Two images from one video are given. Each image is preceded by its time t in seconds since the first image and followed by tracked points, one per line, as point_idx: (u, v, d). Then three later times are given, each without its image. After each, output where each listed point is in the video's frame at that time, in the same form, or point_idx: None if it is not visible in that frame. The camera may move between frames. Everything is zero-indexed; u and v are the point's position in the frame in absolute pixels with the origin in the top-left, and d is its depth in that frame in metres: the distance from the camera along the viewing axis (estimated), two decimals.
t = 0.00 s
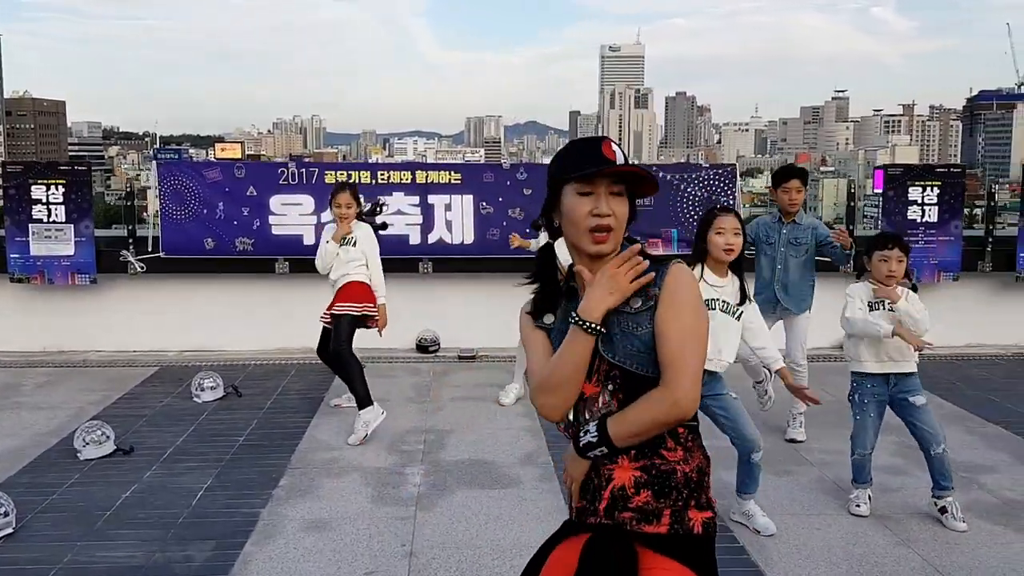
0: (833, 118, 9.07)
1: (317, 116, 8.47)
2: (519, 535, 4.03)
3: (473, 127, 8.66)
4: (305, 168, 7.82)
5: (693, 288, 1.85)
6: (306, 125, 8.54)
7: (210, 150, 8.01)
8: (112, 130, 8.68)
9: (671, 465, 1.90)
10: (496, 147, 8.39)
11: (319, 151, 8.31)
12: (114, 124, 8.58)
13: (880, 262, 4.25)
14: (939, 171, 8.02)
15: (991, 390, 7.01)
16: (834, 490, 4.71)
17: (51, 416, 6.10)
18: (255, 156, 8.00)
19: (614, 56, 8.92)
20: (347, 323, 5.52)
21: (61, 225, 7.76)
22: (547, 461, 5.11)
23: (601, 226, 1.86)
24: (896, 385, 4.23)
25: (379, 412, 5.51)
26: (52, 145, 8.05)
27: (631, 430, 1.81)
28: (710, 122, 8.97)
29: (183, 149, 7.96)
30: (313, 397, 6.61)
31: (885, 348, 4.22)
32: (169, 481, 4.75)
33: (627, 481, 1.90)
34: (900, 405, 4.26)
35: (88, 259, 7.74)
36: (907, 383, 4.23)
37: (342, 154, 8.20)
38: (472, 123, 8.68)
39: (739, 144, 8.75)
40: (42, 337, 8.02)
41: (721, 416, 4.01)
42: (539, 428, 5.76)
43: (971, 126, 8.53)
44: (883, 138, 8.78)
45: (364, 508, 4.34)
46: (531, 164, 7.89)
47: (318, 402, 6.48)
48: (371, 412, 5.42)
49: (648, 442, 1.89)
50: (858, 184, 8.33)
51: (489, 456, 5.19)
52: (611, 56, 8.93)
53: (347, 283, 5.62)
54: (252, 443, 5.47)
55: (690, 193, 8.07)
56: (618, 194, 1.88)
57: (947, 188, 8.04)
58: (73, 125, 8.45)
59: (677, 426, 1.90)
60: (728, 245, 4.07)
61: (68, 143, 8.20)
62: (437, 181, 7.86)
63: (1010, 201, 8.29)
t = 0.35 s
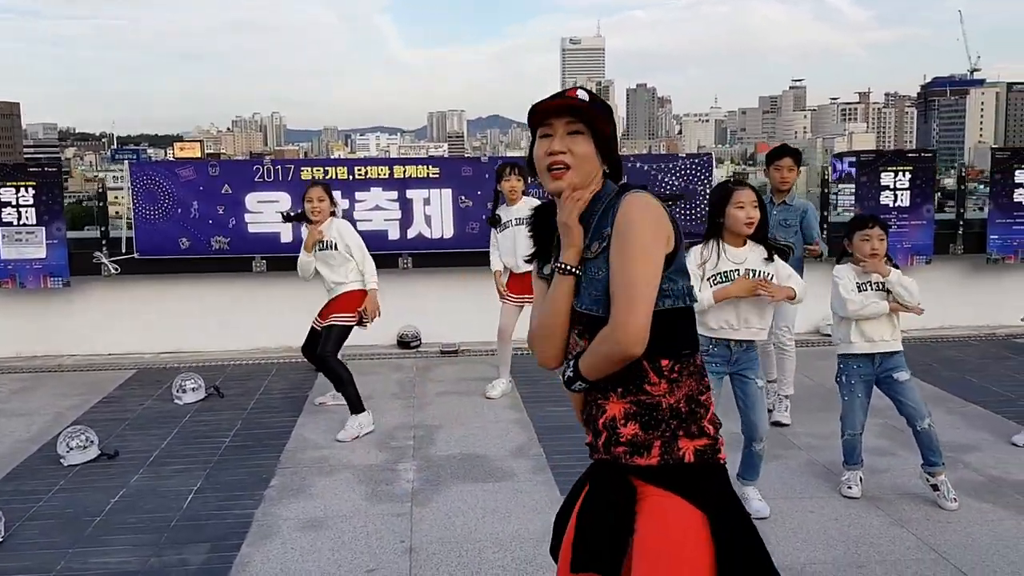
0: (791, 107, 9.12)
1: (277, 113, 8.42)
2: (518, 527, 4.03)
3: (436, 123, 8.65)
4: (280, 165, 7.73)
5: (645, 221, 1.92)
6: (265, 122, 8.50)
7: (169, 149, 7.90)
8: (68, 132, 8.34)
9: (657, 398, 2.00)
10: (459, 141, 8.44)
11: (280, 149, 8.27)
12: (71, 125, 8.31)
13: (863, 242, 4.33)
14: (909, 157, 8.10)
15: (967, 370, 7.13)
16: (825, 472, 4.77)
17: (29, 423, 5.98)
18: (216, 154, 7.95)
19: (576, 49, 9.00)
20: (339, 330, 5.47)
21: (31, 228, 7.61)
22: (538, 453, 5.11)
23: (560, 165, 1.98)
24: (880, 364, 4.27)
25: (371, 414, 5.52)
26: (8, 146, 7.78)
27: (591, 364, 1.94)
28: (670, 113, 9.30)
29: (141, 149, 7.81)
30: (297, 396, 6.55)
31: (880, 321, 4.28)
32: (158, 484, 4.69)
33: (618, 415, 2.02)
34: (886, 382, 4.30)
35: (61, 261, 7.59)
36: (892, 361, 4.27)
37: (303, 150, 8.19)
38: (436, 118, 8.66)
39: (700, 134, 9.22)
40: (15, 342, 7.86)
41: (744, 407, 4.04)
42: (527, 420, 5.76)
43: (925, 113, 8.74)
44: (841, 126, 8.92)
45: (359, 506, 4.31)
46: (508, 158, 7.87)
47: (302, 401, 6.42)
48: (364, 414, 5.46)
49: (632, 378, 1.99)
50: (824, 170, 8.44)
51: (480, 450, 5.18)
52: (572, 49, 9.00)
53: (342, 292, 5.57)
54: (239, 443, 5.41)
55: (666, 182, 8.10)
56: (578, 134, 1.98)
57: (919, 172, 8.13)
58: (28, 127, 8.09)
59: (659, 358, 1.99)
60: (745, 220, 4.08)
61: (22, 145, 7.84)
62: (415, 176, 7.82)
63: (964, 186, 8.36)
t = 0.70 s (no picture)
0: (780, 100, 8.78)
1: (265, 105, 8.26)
2: (532, 517, 4.04)
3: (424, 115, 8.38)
4: (282, 157, 7.71)
5: (782, 250, 1.72)
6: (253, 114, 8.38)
7: (156, 141, 7.73)
8: (52, 124, 7.88)
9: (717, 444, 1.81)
10: (449, 134, 8.32)
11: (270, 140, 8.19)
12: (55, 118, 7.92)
13: (878, 239, 4.33)
14: (911, 148, 8.11)
15: (968, 360, 7.18)
16: (835, 461, 4.78)
17: (34, 415, 5.95)
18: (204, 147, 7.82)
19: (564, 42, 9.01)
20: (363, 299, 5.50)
21: (31, 220, 7.56)
22: (547, 443, 5.11)
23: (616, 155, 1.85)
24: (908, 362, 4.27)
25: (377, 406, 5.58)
26: None
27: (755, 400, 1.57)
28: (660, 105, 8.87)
29: (129, 141, 7.67)
30: (302, 388, 6.53)
31: (912, 325, 4.26)
32: (167, 475, 4.67)
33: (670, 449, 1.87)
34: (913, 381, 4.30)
35: (61, 253, 7.55)
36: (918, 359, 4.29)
37: (291, 143, 8.11)
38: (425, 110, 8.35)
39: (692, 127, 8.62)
40: (15, 335, 7.81)
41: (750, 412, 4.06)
42: (534, 411, 5.76)
43: (913, 105, 8.69)
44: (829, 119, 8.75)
45: (371, 496, 4.31)
46: (511, 150, 7.85)
47: (307, 392, 6.40)
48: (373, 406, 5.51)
49: (691, 414, 1.82)
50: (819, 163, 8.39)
51: (488, 440, 5.18)
52: (560, 41, 9.01)
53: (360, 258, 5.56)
54: (247, 434, 5.39)
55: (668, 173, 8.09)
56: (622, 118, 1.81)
57: (919, 163, 8.13)
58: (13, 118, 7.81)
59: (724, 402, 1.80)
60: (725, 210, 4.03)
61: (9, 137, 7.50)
62: (417, 168, 7.79)
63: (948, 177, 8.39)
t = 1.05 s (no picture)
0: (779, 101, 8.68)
1: (263, 104, 8.25)
2: (541, 518, 4.03)
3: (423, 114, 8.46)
4: (285, 156, 7.68)
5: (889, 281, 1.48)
6: (250, 113, 8.35)
7: (154, 141, 7.83)
8: (53, 124, 8.19)
9: (792, 479, 1.56)
10: (447, 133, 8.34)
11: (268, 139, 8.20)
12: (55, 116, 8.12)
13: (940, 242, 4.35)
14: (915, 148, 8.09)
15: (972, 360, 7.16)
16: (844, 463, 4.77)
17: (38, 414, 5.94)
18: (202, 145, 7.88)
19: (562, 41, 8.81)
20: (386, 330, 5.44)
21: (34, 218, 7.55)
22: (554, 444, 5.09)
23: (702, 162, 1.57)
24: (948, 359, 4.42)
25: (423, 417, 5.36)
26: None
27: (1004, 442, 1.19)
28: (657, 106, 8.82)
29: (126, 140, 7.79)
30: (307, 387, 6.51)
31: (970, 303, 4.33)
32: (174, 475, 4.66)
33: (733, 480, 1.61)
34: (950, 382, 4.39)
35: (64, 252, 7.53)
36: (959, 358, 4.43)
37: (289, 142, 8.09)
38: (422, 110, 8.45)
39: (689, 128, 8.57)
40: (18, 334, 7.80)
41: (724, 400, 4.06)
42: (540, 411, 5.74)
43: (911, 105, 8.78)
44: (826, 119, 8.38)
45: (379, 497, 4.29)
46: (516, 150, 7.85)
47: (312, 392, 6.38)
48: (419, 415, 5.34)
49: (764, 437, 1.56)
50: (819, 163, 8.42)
51: (495, 441, 5.17)
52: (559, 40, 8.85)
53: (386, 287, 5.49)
54: (253, 434, 5.38)
55: (671, 174, 8.10)
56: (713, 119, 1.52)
57: (923, 164, 8.13)
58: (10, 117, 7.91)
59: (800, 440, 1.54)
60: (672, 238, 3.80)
61: (7, 136, 7.68)
62: (420, 167, 7.77)
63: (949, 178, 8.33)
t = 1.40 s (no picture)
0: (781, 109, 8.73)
1: (267, 109, 8.29)
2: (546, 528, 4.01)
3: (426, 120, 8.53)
4: (291, 162, 7.68)
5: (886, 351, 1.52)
6: (254, 118, 8.38)
7: (157, 145, 7.85)
8: (57, 127, 8.21)
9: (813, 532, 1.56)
10: (450, 139, 8.34)
11: (272, 144, 8.22)
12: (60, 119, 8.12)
13: (976, 234, 4.36)
14: (921, 158, 8.07)
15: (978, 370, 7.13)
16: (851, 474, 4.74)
17: (42, 419, 5.93)
18: (206, 150, 7.93)
19: (566, 48, 8.88)
20: (392, 341, 5.41)
21: (39, 223, 7.55)
22: (559, 453, 5.08)
23: (721, 223, 1.60)
24: (967, 362, 4.43)
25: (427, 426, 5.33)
26: None
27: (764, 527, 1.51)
28: (661, 113, 9.01)
29: (130, 144, 7.86)
30: (311, 394, 6.50)
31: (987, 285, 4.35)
32: (178, 482, 4.64)
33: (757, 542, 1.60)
34: (965, 379, 4.46)
35: (69, 256, 7.52)
36: (977, 363, 4.43)
37: (294, 147, 8.11)
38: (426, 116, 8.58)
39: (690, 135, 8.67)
40: (22, 338, 7.78)
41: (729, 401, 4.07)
42: (545, 420, 5.72)
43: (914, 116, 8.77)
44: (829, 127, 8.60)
45: (383, 505, 4.28)
46: (521, 157, 7.83)
47: (316, 399, 6.37)
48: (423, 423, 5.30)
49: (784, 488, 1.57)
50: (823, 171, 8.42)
51: (500, 449, 5.15)
52: (563, 47, 8.88)
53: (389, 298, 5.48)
54: (257, 441, 5.37)
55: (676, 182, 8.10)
56: (739, 182, 1.56)
57: (930, 175, 8.09)
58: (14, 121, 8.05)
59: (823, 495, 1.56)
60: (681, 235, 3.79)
61: (11, 139, 7.79)
62: (426, 174, 7.76)
63: (954, 189, 8.29)
